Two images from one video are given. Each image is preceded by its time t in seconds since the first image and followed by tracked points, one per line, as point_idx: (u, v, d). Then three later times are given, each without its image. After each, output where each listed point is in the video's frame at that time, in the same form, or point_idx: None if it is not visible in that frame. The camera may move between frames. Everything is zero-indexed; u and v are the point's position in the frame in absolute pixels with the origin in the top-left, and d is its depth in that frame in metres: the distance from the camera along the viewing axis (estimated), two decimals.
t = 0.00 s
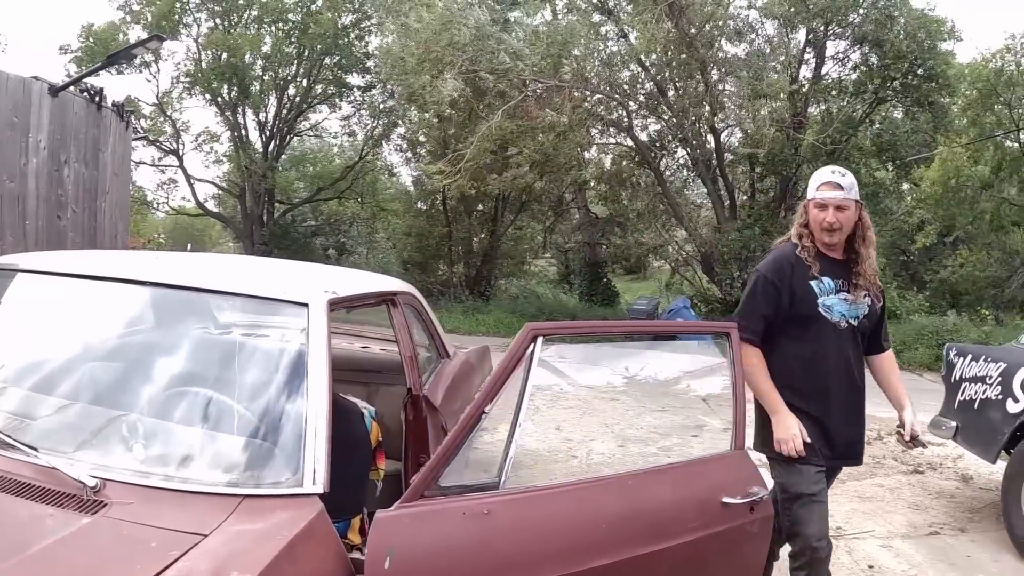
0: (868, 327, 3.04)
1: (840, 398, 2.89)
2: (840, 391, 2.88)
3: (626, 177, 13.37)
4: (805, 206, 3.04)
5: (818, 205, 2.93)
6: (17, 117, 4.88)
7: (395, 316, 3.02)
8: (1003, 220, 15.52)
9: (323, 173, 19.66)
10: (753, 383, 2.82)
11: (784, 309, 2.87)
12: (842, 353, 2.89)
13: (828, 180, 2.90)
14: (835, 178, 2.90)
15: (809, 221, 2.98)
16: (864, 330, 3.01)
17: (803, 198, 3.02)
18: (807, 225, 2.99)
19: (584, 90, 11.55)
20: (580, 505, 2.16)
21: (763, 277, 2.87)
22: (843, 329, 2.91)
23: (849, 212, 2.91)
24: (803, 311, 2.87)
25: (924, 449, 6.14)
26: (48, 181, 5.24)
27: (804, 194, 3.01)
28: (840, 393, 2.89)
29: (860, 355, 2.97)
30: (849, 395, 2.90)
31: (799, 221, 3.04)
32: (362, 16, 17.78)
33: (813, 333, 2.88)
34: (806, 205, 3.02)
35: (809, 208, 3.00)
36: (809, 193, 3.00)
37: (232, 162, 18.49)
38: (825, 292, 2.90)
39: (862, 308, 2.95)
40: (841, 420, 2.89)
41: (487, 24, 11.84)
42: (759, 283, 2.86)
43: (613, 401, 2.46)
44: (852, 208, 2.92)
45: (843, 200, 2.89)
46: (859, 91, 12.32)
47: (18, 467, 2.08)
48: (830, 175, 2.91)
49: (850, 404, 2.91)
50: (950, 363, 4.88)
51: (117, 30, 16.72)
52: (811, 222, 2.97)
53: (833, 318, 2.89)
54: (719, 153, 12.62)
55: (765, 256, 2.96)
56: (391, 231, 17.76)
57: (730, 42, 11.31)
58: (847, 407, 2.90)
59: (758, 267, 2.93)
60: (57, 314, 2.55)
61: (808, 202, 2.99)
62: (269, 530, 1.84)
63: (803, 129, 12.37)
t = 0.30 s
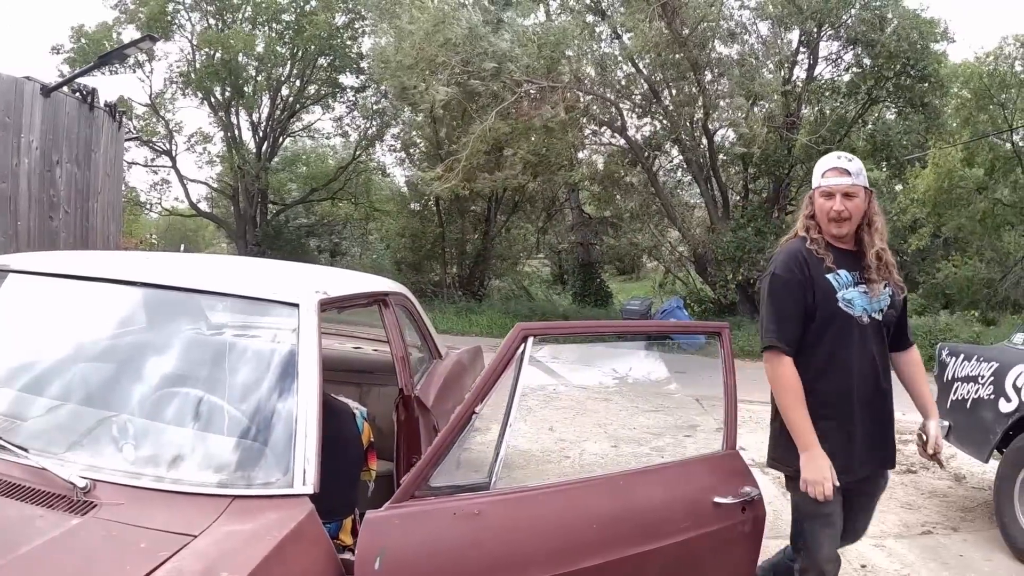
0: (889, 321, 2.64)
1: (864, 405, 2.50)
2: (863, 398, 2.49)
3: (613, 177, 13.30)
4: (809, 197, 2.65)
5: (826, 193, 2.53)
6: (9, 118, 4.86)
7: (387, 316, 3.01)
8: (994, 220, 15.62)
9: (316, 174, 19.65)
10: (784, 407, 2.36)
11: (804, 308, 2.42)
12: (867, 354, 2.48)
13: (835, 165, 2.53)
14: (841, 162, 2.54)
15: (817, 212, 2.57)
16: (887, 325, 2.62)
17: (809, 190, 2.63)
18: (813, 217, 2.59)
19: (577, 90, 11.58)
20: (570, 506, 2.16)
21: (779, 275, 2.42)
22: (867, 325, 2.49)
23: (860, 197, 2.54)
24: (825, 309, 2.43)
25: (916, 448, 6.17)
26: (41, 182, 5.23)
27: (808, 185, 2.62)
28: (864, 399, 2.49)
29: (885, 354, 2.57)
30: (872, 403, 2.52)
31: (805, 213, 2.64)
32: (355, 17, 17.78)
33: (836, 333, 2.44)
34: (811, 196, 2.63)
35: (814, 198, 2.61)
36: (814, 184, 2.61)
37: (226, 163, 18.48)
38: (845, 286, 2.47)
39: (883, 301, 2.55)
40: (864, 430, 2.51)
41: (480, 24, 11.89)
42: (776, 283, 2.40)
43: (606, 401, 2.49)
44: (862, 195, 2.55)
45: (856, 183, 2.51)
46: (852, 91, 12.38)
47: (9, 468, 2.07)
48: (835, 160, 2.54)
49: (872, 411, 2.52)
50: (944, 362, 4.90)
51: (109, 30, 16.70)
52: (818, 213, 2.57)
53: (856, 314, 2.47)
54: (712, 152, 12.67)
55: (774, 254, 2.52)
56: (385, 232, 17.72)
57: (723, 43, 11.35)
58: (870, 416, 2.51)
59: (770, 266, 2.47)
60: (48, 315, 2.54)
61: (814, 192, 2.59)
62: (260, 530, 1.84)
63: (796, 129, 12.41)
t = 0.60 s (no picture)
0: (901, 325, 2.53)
1: (865, 412, 2.41)
2: (864, 403, 2.41)
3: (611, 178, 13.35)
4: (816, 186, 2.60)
5: (827, 180, 2.49)
6: (4, 118, 4.84)
7: (380, 317, 3.01)
8: (987, 219, 15.67)
9: (310, 175, 19.63)
10: (776, 407, 2.34)
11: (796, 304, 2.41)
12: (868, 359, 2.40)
13: (837, 151, 2.47)
14: (844, 148, 2.47)
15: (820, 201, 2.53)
16: (897, 326, 2.51)
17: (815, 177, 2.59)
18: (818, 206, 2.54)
19: (571, 91, 11.59)
20: (562, 506, 2.16)
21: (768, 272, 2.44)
22: (868, 328, 2.41)
23: (865, 186, 2.47)
24: (817, 307, 2.40)
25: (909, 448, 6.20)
26: (34, 183, 5.21)
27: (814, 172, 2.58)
28: (863, 405, 2.41)
29: (893, 360, 2.46)
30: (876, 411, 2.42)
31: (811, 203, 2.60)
32: (350, 17, 17.76)
33: (830, 333, 2.41)
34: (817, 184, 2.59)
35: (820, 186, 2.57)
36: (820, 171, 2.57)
37: (220, 163, 18.45)
38: (843, 283, 2.41)
39: (888, 301, 2.46)
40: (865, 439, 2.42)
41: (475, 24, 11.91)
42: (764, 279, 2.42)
43: (601, 401, 2.50)
44: (867, 182, 2.48)
45: (857, 170, 2.44)
46: (845, 92, 12.42)
47: (5, 469, 2.06)
48: (837, 146, 2.48)
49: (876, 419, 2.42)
50: (938, 362, 4.93)
51: (103, 31, 16.65)
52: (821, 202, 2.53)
53: (854, 315, 2.41)
54: (706, 153, 12.70)
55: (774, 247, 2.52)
56: (379, 233, 17.69)
57: (717, 43, 11.37)
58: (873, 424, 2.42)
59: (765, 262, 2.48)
60: (38, 316, 2.53)
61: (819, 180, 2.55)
62: (254, 531, 1.84)
63: (790, 130, 12.44)
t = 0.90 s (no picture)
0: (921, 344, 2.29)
1: (854, 434, 2.27)
2: (852, 424, 2.27)
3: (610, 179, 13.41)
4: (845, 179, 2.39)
5: (842, 177, 2.30)
6: None
7: (375, 317, 3.03)
8: (982, 219, 15.72)
9: (305, 175, 19.63)
10: (766, 412, 2.34)
11: (794, 308, 2.35)
12: (862, 377, 2.26)
13: (853, 147, 2.25)
14: (860, 144, 2.24)
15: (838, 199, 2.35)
16: (913, 345, 2.27)
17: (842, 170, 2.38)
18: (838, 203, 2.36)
19: (566, 91, 11.62)
20: (553, 505, 2.16)
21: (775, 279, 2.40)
22: (867, 343, 2.25)
23: (881, 186, 2.24)
24: (814, 317, 2.31)
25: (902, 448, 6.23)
26: (29, 183, 5.20)
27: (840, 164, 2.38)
28: (852, 427, 2.27)
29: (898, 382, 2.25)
30: (869, 435, 2.26)
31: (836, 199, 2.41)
32: (346, 18, 17.75)
33: (824, 345, 2.31)
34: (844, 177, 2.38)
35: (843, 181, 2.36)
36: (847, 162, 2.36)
37: (215, 164, 18.44)
38: (845, 293, 2.28)
39: (897, 317, 2.25)
40: (853, 463, 2.28)
41: (470, 25, 11.93)
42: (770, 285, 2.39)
43: (596, 401, 2.50)
44: (886, 182, 2.24)
45: (870, 170, 2.22)
46: (841, 93, 12.45)
47: None
48: (852, 140, 2.26)
49: (869, 444, 2.26)
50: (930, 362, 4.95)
51: (97, 32, 16.63)
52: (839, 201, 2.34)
53: (851, 328, 2.26)
54: (701, 153, 12.71)
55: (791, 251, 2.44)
56: (374, 234, 17.68)
57: (712, 45, 11.40)
58: (865, 448, 2.27)
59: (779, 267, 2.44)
60: (33, 316, 2.53)
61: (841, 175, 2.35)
62: (248, 529, 1.84)
63: (786, 130, 12.46)
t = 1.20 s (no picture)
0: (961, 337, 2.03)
1: (863, 424, 2.11)
2: (863, 411, 2.12)
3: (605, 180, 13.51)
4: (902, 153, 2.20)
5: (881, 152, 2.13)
6: None
7: (367, 318, 3.03)
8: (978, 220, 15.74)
9: (301, 176, 19.62)
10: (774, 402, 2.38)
11: (827, 296, 2.30)
12: (877, 363, 2.10)
13: (892, 118, 2.09)
14: (899, 115, 2.07)
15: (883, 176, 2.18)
16: (946, 336, 2.04)
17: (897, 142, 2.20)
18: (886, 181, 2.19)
19: (560, 92, 11.63)
20: (546, 507, 2.16)
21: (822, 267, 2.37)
22: (886, 329, 2.10)
23: (921, 160, 2.06)
24: (840, 302, 2.24)
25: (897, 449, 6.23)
26: (24, 185, 5.21)
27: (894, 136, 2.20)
28: (862, 413, 2.12)
29: (919, 371, 2.05)
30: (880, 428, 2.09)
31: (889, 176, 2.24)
32: (342, 20, 17.74)
33: (850, 329, 2.19)
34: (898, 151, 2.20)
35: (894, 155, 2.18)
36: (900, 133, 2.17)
37: (210, 164, 18.44)
38: (872, 275, 2.15)
39: (927, 303, 2.04)
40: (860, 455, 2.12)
41: (465, 25, 11.91)
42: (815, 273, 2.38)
43: (589, 403, 2.50)
44: (925, 156, 2.05)
45: (907, 141, 2.05)
46: (837, 94, 12.45)
47: None
48: (893, 111, 2.10)
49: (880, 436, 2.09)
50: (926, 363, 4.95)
51: (92, 33, 16.63)
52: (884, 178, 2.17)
53: (873, 311, 2.13)
54: (697, 154, 12.70)
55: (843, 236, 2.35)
56: (370, 234, 17.67)
57: (707, 45, 11.38)
58: (874, 441, 2.10)
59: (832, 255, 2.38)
60: (25, 317, 2.53)
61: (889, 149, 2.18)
62: (238, 530, 1.84)
63: (781, 131, 12.44)
